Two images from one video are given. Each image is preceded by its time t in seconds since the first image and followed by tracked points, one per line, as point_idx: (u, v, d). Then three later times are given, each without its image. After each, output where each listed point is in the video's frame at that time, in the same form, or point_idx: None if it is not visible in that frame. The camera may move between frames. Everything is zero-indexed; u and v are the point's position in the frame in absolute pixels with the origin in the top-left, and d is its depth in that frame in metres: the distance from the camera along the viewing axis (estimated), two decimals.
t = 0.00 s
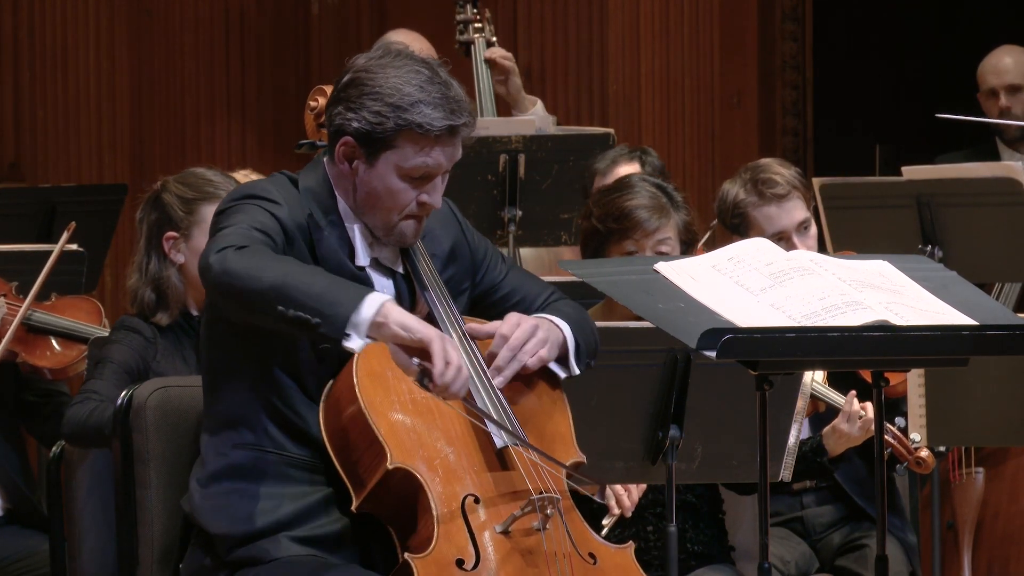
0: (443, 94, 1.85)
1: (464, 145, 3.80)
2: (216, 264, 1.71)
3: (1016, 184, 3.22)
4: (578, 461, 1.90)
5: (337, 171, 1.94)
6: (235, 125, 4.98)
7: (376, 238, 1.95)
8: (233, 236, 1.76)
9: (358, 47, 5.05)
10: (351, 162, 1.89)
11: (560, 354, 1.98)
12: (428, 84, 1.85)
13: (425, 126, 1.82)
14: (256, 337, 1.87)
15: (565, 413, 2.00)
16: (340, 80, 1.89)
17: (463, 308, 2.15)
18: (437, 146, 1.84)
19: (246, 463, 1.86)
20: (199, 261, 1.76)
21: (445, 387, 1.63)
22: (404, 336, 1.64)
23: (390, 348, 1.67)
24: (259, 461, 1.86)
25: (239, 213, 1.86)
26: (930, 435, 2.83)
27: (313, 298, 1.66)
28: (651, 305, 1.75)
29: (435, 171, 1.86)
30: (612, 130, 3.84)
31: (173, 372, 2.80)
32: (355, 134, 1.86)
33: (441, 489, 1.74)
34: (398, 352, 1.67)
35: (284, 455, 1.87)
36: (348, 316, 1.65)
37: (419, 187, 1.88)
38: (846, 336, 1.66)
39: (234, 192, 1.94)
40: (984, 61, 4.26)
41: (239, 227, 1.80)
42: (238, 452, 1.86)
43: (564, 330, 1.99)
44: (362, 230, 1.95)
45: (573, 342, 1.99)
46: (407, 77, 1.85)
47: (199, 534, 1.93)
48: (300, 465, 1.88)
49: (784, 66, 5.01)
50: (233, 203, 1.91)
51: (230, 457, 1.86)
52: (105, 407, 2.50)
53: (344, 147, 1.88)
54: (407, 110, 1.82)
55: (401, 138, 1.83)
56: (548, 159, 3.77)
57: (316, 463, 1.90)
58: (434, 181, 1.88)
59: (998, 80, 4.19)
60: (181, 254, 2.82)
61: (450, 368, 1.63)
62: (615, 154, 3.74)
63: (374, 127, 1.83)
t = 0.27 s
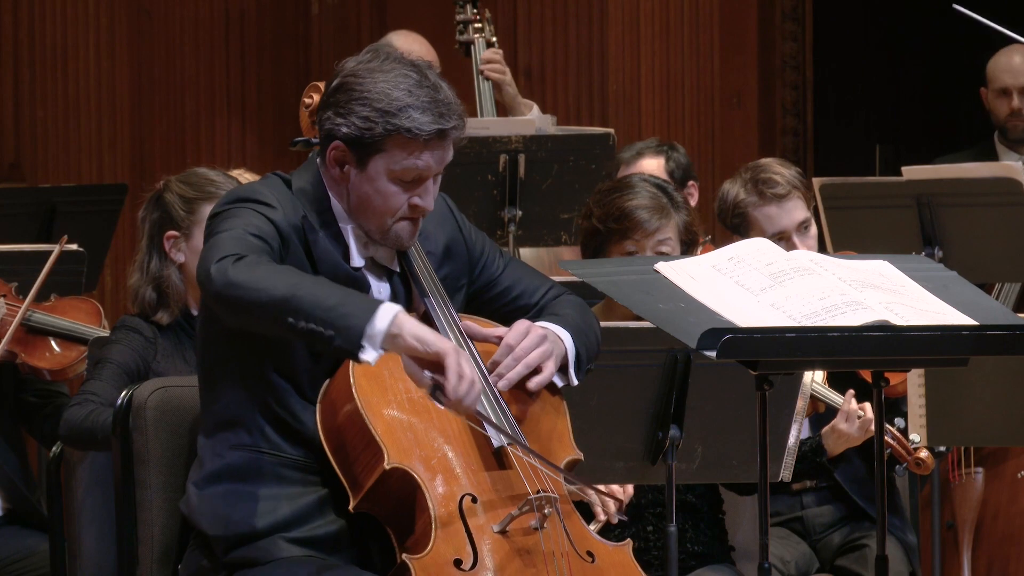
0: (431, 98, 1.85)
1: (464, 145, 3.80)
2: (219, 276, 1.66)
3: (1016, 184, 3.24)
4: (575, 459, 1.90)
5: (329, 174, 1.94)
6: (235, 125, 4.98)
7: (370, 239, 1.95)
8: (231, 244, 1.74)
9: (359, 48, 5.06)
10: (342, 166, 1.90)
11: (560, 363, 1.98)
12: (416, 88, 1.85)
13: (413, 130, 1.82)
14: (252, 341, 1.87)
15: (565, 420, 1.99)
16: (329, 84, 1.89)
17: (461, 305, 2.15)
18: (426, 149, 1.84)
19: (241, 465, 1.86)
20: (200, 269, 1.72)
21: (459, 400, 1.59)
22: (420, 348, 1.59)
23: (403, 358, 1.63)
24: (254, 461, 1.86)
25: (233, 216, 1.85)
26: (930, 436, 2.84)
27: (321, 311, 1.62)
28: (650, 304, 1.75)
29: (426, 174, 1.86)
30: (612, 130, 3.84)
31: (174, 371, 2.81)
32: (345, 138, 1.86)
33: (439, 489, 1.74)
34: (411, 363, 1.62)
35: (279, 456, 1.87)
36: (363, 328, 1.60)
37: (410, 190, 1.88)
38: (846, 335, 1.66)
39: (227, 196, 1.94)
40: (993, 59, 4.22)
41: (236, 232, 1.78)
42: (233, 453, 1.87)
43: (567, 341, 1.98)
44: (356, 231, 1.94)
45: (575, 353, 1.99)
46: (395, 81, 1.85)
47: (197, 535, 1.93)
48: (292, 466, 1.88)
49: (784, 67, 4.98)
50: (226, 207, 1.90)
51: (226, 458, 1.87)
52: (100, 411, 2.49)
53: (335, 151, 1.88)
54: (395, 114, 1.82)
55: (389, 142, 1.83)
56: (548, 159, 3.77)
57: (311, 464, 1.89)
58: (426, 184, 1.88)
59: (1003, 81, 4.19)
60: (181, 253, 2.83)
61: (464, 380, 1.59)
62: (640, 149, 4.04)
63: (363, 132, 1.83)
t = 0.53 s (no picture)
0: (442, 107, 1.85)
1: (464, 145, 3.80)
2: (199, 262, 1.71)
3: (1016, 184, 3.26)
4: (575, 460, 1.90)
5: (335, 176, 1.94)
6: (235, 125, 4.98)
7: (373, 241, 1.95)
8: (222, 232, 1.77)
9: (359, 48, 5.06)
10: (349, 170, 1.89)
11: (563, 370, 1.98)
12: (427, 96, 1.85)
13: (424, 139, 1.82)
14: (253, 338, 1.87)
15: (565, 420, 1.99)
16: (340, 90, 1.89)
17: (461, 307, 2.15)
18: (436, 159, 1.84)
19: (242, 463, 1.86)
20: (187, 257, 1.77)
21: (427, 374, 1.59)
22: (377, 332, 1.61)
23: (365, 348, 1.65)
24: (255, 459, 1.87)
25: (234, 212, 1.86)
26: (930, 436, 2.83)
27: (285, 298, 1.66)
28: (652, 305, 1.75)
29: (434, 182, 1.86)
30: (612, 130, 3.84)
31: (174, 372, 2.81)
32: (353, 143, 1.85)
33: (440, 489, 1.74)
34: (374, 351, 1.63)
35: (280, 455, 1.87)
36: (320, 315, 1.64)
37: (418, 199, 1.87)
38: (847, 335, 1.66)
39: (229, 193, 1.94)
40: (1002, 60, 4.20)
41: (230, 223, 1.81)
42: (234, 452, 1.87)
43: (569, 345, 1.99)
44: (358, 233, 1.95)
45: (577, 357, 2.00)
46: (407, 88, 1.85)
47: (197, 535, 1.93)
48: (293, 464, 1.88)
49: (784, 66, 5.01)
50: (229, 204, 1.90)
51: (226, 457, 1.87)
52: (99, 419, 2.49)
53: (343, 156, 1.88)
54: (405, 122, 1.82)
55: (399, 150, 1.83)
56: (548, 159, 3.77)
57: (311, 463, 1.90)
58: (433, 193, 1.88)
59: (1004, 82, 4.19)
60: (183, 253, 2.84)
61: (430, 354, 1.59)
62: (656, 146, 4.03)
63: (372, 138, 1.83)
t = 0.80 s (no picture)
0: (436, 98, 1.85)
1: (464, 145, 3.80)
2: (198, 238, 1.75)
3: (1016, 184, 3.24)
4: (576, 459, 1.90)
5: (332, 172, 1.93)
6: (236, 125, 4.98)
7: (372, 238, 1.95)
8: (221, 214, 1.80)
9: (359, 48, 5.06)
10: (345, 165, 1.89)
11: (560, 359, 1.98)
12: (421, 87, 1.85)
13: (418, 130, 1.82)
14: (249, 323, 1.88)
15: (566, 418, 1.98)
16: (334, 83, 1.89)
17: (464, 305, 2.15)
18: (431, 149, 1.84)
19: (240, 455, 1.86)
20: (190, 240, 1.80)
21: (416, 327, 1.60)
22: (368, 282, 1.63)
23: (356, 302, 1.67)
24: (253, 451, 1.86)
25: (235, 201, 1.88)
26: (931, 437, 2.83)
27: (281, 259, 1.68)
28: (652, 304, 1.75)
29: (430, 174, 1.86)
30: (612, 130, 3.84)
31: (175, 372, 2.81)
32: (349, 137, 1.85)
33: (441, 487, 1.74)
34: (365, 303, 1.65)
35: (279, 448, 1.87)
36: (309, 271, 1.66)
37: (414, 190, 1.87)
38: (846, 335, 1.66)
39: (231, 186, 1.96)
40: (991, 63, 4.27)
41: (230, 207, 1.83)
42: (232, 443, 1.87)
43: (562, 333, 1.99)
44: (356, 228, 1.95)
45: (574, 346, 2.00)
46: (400, 80, 1.85)
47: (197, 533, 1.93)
48: (295, 459, 1.88)
49: (784, 66, 5.01)
50: (229, 195, 1.92)
51: (225, 449, 1.87)
52: (101, 420, 2.52)
53: (339, 150, 1.87)
54: (400, 114, 1.82)
55: (394, 142, 1.83)
56: (548, 160, 3.77)
57: (310, 457, 1.90)
58: (429, 184, 1.87)
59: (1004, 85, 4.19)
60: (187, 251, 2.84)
61: (421, 308, 1.61)
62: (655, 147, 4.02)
63: (367, 131, 1.83)
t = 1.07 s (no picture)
0: (431, 92, 1.84)
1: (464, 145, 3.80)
2: (239, 292, 1.65)
3: (1016, 184, 3.23)
4: (574, 460, 1.90)
5: (329, 172, 1.94)
6: (235, 125, 4.98)
7: (370, 237, 1.96)
8: (244, 253, 1.72)
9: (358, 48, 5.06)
10: (342, 162, 1.90)
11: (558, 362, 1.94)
12: (416, 82, 1.84)
13: (414, 125, 1.82)
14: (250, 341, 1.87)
15: (564, 418, 1.99)
16: (329, 80, 1.89)
17: (463, 303, 2.15)
18: (427, 144, 1.84)
19: (242, 464, 1.86)
20: (218, 287, 1.70)
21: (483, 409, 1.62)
22: (451, 356, 1.61)
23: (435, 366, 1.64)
24: (257, 460, 1.86)
25: (238, 224, 1.82)
26: (931, 437, 2.82)
27: (355, 323, 1.62)
28: (651, 304, 1.75)
29: (426, 169, 1.86)
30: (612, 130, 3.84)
31: (177, 371, 2.83)
32: (344, 134, 1.86)
33: (440, 489, 1.74)
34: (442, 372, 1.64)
35: (279, 454, 1.87)
36: (397, 337, 1.61)
37: (411, 185, 1.87)
38: (847, 336, 1.66)
39: (223, 204, 1.91)
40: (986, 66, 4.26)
41: (247, 240, 1.76)
42: (234, 453, 1.87)
43: (561, 337, 1.95)
44: (355, 229, 1.95)
45: (571, 349, 1.96)
46: (396, 75, 1.84)
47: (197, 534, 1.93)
48: (297, 466, 1.88)
49: (784, 66, 4.98)
50: (226, 215, 1.87)
51: (227, 458, 1.87)
52: (105, 416, 2.51)
53: (335, 147, 1.88)
54: (395, 109, 1.82)
55: (391, 138, 1.83)
56: (548, 160, 3.77)
57: (310, 462, 1.89)
58: (426, 179, 1.88)
59: (1005, 85, 4.18)
60: (190, 249, 2.85)
61: (490, 392, 1.62)
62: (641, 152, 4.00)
63: (363, 127, 1.83)
